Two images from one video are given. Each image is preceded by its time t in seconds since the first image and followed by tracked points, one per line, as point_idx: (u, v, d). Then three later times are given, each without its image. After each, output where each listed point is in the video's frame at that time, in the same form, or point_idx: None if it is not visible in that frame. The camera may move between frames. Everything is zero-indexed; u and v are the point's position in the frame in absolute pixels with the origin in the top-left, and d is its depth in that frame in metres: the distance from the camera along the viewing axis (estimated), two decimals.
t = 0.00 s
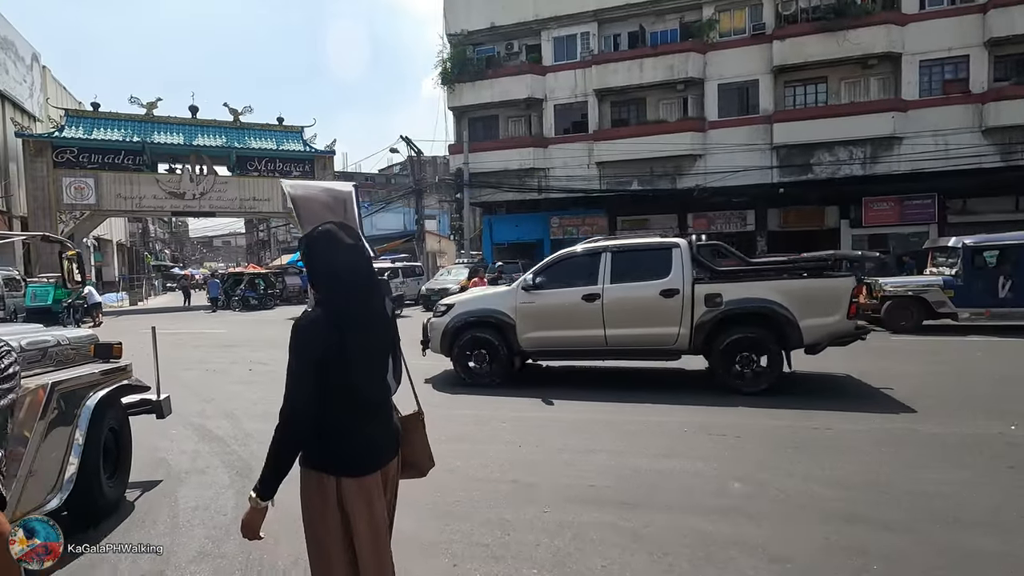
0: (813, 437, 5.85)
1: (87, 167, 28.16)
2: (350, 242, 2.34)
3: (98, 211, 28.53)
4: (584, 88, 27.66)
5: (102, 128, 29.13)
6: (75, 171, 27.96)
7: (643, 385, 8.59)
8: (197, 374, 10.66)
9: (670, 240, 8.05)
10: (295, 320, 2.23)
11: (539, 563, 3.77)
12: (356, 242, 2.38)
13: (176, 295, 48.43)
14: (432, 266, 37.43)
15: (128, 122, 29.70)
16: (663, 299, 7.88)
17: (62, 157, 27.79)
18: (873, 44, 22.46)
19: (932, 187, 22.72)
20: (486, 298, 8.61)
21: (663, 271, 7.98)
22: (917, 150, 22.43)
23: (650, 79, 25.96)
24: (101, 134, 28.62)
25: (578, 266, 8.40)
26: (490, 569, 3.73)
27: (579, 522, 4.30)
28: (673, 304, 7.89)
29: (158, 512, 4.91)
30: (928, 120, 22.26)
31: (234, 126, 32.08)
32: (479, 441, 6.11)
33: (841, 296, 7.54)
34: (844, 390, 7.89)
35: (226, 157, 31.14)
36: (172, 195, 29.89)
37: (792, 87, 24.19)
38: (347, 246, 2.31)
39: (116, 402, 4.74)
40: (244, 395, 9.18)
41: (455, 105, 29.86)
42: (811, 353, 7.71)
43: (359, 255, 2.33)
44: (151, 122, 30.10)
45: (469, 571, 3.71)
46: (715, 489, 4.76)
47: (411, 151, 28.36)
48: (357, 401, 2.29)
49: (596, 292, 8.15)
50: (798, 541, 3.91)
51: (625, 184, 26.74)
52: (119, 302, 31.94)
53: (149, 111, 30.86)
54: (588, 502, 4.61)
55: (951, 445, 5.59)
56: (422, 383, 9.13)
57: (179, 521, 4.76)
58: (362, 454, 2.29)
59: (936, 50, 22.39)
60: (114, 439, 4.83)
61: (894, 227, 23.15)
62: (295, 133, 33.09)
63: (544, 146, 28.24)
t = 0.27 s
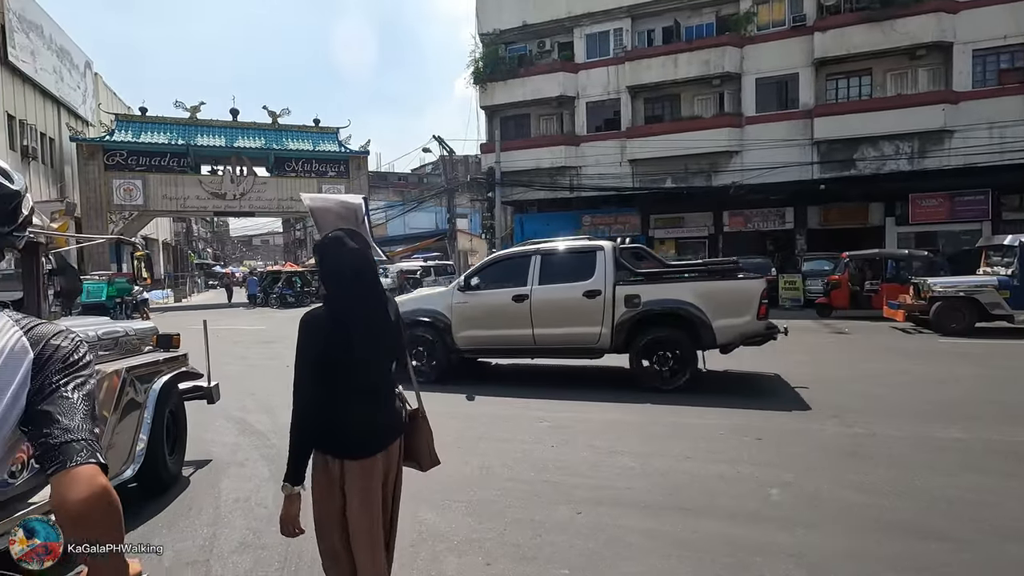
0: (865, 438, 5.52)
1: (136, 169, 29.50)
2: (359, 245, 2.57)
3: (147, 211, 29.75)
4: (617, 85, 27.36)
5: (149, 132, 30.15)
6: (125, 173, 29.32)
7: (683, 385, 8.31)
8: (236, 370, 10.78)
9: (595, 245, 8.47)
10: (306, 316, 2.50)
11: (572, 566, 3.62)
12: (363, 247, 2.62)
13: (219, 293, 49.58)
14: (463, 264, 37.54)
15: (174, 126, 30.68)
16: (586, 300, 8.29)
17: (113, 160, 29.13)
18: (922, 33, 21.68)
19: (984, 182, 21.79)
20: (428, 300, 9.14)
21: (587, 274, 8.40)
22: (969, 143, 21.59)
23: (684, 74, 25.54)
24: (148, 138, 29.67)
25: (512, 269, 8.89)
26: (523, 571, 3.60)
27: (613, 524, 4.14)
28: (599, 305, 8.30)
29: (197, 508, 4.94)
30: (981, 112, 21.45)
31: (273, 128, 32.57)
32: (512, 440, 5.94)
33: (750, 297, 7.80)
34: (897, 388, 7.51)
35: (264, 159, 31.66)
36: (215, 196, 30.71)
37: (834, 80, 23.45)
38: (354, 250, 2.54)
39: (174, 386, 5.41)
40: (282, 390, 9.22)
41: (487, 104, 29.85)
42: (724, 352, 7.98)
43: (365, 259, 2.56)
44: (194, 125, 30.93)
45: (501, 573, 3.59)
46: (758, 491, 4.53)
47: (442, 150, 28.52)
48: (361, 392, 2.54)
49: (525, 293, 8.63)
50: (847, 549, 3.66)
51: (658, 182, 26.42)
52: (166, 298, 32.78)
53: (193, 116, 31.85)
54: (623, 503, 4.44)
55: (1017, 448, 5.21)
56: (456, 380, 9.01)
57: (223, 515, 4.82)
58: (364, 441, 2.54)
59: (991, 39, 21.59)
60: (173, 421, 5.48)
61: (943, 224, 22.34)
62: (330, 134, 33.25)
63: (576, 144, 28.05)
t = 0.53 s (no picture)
0: (912, 442, 5.26)
1: (175, 170, 30.34)
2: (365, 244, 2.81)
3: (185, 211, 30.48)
4: (647, 81, 27.04)
5: (187, 134, 30.93)
6: (164, 174, 30.12)
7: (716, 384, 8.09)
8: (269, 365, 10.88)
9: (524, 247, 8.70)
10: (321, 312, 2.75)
11: (604, 567, 3.50)
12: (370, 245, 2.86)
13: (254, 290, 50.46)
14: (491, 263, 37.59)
15: (211, 129, 31.51)
16: (513, 300, 8.52)
17: (153, 162, 29.98)
18: (968, 23, 20.86)
19: None
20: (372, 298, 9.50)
21: (514, 275, 8.63)
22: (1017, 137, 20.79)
23: (716, 69, 25.13)
24: (186, 140, 30.41)
25: (448, 269, 9.17)
26: (553, 571, 3.49)
27: (647, 525, 3.99)
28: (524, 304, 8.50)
29: (230, 502, 4.93)
30: None
31: (305, 129, 32.97)
32: (540, 439, 5.81)
33: (659, 298, 7.89)
34: (947, 391, 7.17)
35: (296, 159, 32.11)
36: (249, 196, 31.11)
37: (873, 72, 22.88)
38: (361, 248, 2.77)
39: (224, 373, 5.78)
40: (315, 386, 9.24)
41: (515, 103, 29.80)
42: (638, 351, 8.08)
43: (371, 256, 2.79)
44: (231, 128, 31.67)
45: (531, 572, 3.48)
46: (800, 492, 4.34)
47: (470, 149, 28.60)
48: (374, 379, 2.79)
49: (457, 293, 8.90)
50: (895, 556, 3.46)
51: (688, 180, 26.10)
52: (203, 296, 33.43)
53: (229, 119, 32.52)
54: (657, 503, 4.29)
55: None
56: (486, 379, 8.92)
57: (256, 507, 4.82)
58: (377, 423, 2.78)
59: None
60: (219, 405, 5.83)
61: (990, 222, 21.41)
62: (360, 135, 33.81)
63: (605, 141, 27.84)
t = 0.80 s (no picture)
0: (947, 446, 5.07)
1: (201, 171, 30.69)
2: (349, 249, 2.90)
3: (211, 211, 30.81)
4: (668, 78, 26.79)
5: (212, 134, 31.26)
6: (190, 175, 30.51)
7: (741, 384, 7.94)
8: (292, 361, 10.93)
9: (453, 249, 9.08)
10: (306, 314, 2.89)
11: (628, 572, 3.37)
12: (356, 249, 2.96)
13: (276, 290, 50.91)
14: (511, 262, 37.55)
15: (233, 128, 31.74)
16: (440, 300, 8.97)
17: (180, 163, 30.45)
18: (1003, 14, 20.29)
19: None
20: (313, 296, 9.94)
21: (443, 275, 9.04)
22: None
23: (739, 65, 24.81)
24: (211, 141, 30.75)
25: (383, 269, 9.57)
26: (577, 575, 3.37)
27: (671, 528, 3.87)
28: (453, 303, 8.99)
29: (254, 497, 4.91)
30: None
31: (326, 129, 33.17)
32: (561, 440, 5.72)
33: (570, 298, 8.30)
34: (985, 395, 6.89)
35: (318, 159, 32.27)
36: (272, 196, 31.29)
37: (903, 66, 22.31)
38: (345, 253, 2.87)
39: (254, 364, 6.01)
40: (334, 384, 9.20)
41: (534, 101, 29.70)
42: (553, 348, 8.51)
43: (353, 260, 2.89)
44: (254, 129, 31.90)
45: None
46: (832, 496, 4.17)
47: (490, 148, 28.58)
48: (358, 377, 2.91)
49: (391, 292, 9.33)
50: (933, 564, 3.31)
51: (711, 177, 25.84)
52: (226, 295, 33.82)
53: (252, 119, 32.86)
54: (684, 506, 4.15)
55: None
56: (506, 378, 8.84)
57: (279, 504, 4.80)
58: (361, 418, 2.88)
59: None
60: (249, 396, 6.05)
61: None
62: (381, 134, 33.88)
63: (625, 139, 27.65)
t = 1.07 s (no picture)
0: (968, 450, 4.95)
1: (212, 172, 30.77)
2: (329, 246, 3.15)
3: (221, 211, 30.96)
4: (678, 76, 26.67)
5: (223, 135, 31.41)
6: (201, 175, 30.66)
7: (754, 385, 7.83)
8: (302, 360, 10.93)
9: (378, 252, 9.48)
10: (285, 302, 3.16)
11: None
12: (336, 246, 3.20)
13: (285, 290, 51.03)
14: (520, 262, 37.51)
15: (244, 129, 31.83)
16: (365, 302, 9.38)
17: (191, 163, 30.61)
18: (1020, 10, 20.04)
19: None
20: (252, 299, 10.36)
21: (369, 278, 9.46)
22: None
23: (750, 63, 24.65)
24: (222, 141, 30.90)
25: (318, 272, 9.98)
26: None
27: (685, 533, 3.78)
28: (377, 301, 9.37)
29: (264, 497, 4.88)
30: None
31: (335, 130, 33.21)
32: (571, 441, 5.64)
33: (481, 299, 8.71)
34: (1004, 397, 6.75)
35: (328, 159, 32.32)
36: (282, 196, 31.39)
37: (918, 63, 22.04)
38: (322, 252, 3.12)
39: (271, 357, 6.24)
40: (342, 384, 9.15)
41: (543, 100, 29.62)
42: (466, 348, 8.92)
43: (332, 258, 3.13)
44: (264, 129, 31.98)
45: None
46: (850, 501, 4.06)
47: (499, 148, 28.55)
48: (329, 366, 3.16)
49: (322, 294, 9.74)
50: (957, 574, 3.20)
51: (721, 176, 25.70)
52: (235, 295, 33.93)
53: (263, 120, 32.98)
54: (697, 511, 4.05)
55: None
56: (516, 378, 8.77)
57: (287, 505, 4.75)
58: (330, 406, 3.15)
59: None
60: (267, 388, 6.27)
61: None
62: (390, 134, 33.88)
63: (635, 138, 27.54)
